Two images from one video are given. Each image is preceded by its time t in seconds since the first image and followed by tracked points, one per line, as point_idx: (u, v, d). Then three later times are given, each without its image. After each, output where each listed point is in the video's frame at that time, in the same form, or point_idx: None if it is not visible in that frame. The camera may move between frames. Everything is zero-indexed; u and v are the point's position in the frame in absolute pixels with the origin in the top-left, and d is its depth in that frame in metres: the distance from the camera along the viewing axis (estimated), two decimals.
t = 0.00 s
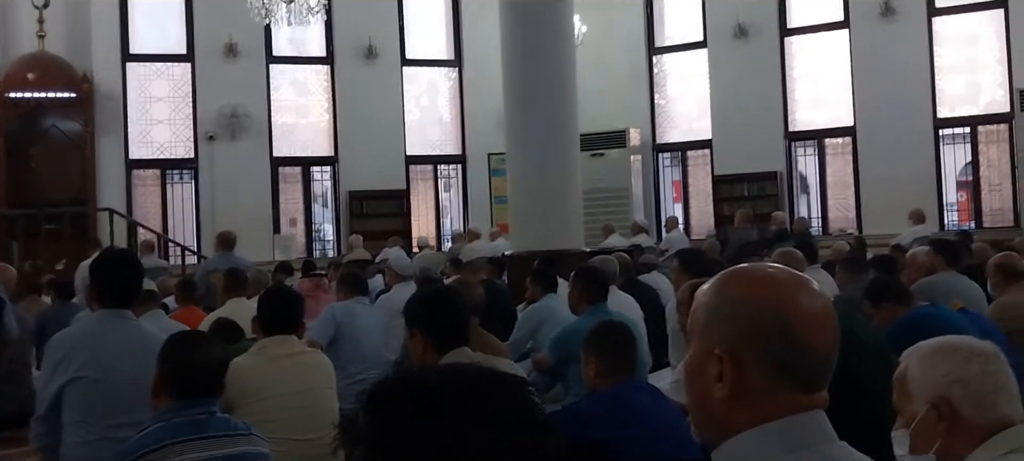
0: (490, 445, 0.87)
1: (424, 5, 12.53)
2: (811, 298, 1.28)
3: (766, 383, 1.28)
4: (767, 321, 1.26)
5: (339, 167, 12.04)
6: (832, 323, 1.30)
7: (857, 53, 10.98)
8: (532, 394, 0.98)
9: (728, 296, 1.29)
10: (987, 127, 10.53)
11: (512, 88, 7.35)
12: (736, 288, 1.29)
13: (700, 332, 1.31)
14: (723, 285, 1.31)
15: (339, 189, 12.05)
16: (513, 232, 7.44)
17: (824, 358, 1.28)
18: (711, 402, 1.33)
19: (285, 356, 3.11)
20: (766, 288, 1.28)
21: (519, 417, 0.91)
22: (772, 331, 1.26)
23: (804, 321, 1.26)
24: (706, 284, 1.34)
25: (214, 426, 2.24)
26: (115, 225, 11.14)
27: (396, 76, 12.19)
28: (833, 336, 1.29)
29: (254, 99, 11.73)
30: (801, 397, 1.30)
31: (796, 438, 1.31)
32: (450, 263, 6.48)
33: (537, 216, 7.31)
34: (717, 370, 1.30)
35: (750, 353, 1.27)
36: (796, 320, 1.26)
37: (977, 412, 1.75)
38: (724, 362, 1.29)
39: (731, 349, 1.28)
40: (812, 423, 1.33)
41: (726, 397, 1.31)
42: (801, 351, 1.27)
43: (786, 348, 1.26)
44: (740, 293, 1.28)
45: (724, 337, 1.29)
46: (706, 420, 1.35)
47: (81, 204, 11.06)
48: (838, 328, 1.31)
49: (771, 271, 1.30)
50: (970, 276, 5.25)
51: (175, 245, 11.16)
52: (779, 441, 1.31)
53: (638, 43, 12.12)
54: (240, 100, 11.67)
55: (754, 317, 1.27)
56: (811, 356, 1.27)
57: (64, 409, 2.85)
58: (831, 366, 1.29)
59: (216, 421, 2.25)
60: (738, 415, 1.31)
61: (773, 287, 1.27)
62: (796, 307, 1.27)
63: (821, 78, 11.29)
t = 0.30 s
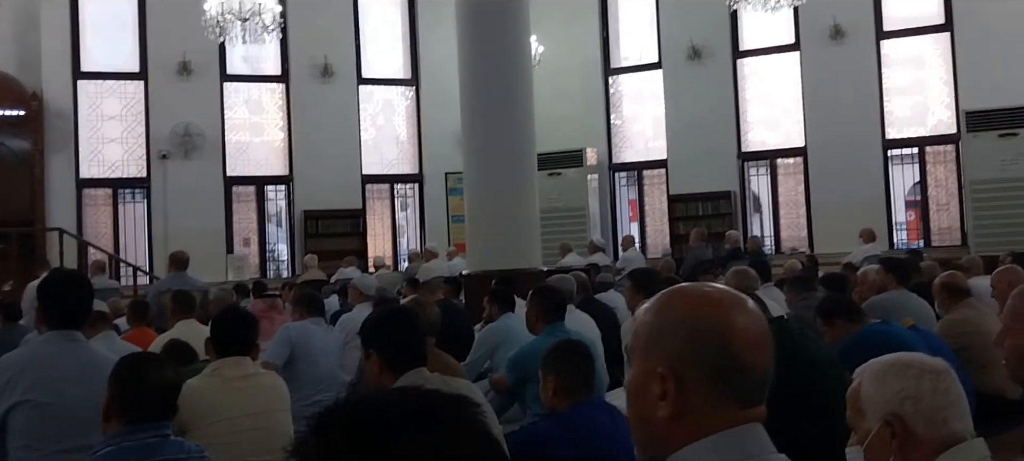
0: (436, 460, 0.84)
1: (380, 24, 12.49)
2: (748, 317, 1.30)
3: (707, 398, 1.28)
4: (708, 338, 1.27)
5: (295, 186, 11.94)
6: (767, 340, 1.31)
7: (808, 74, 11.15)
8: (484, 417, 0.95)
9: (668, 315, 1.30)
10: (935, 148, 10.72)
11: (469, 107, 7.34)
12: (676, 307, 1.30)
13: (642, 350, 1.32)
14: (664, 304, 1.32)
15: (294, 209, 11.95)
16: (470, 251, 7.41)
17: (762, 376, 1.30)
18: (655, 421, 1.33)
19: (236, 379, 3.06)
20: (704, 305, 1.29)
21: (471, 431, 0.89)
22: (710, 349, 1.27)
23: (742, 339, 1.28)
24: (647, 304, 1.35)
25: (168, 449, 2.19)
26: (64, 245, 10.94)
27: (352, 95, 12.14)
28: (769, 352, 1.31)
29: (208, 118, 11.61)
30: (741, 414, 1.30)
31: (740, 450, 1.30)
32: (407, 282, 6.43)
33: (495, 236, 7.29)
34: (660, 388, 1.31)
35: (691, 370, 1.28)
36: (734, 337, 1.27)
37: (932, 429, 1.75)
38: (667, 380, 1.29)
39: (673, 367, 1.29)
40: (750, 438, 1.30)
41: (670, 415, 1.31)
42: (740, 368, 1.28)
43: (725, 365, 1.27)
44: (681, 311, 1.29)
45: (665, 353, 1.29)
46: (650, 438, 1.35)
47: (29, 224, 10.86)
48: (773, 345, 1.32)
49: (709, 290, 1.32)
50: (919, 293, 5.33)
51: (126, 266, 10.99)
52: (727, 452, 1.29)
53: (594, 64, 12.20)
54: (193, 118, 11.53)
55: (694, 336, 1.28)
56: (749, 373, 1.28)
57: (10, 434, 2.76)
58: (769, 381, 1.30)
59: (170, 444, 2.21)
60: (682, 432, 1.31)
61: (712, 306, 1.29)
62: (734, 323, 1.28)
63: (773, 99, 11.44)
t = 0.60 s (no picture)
0: None
1: (358, 31, 12.46)
2: (692, 324, 1.31)
3: (654, 402, 1.29)
4: (653, 347, 1.28)
5: (271, 194, 11.88)
6: (710, 347, 1.33)
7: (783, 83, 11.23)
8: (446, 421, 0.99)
9: (616, 325, 1.30)
10: (909, 156, 10.82)
11: (447, 115, 7.34)
12: (623, 316, 1.30)
13: (591, 360, 1.31)
14: (611, 314, 1.32)
15: (270, 216, 11.89)
16: (448, 259, 7.40)
17: (706, 381, 1.31)
18: (605, 428, 1.33)
19: (211, 388, 3.03)
20: (649, 314, 1.30)
21: (436, 436, 0.93)
22: (657, 356, 1.28)
23: (687, 346, 1.29)
24: (595, 314, 1.35)
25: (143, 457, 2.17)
26: (38, 253, 10.84)
27: (329, 101, 12.11)
28: (712, 358, 1.32)
29: (184, 126, 11.55)
30: (686, 418, 1.31)
31: (685, 451, 1.31)
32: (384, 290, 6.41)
33: (473, 244, 7.28)
34: (610, 395, 1.30)
35: (639, 378, 1.28)
36: (678, 343, 1.28)
37: (906, 435, 1.77)
38: (617, 387, 1.29)
39: (622, 375, 1.29)
40: (694, 438, 1.32)
41: (620, 422, 1.31)
42: (685, 374, 1.29)
43: (671, 372, 1.28)
44: (628, 320, 1.30)
45: (613, 360, 1.29)
46: (599, 444, 1.35)
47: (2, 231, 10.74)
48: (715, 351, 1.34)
49: (654, 300, 1.32)
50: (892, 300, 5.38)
51: (101, 274, 10.90)
52: (673, 450, 1.30)
53: (571, 72, 12.25)
54: (169, 125, 11.46)
55: (640, 344, 1.28)
56: (694, 380, 1.30)
57: None
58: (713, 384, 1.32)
59: (144, 453, 2.18)
60: (632, 437, 1.31)
61: (657, 315, 1.29)
62: (678, 331, 1.29)
63: (749, 107, 11.52)
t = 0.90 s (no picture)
0: None
1: (331, 39, 12.41)
2: (643, 334, 1.32)
3: (609, 411, 1.29)
4: (607, 356, 1.29)
5: (243, 203, 11.80)
6: (661, 354, 1.34)
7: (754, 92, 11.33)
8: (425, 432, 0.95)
9: (570, 336, 1.31)
10: (878, 163, 10.91)
11: (420, 123, 7.33)
12: (575, 328, 1.31)
13: (546, 373, 1.32)
14: (563, 327, 1.33)
15: (242, 225, 11.80)
16: (422, 267, 7.38)
17: (657, 388, 1.32)
18: (562, 440, 1.33)
19: (181, 399, 3.01)
20: (601, 324, 1.31)
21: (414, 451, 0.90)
22: (609, 366, 1.28)
23: (639, 355, 1.30)
24: (548, 327, 1.36)
25: None
26: (5, 263, 10.69)
27: (302, 109, 12.05)
28: (664, 365, 1.33)
29: (155, 134, 11.46)
30: (639, 424, 1.32)
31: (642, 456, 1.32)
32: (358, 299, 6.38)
33: (447, 252, 7.26)
34: (565, 407, 1.31)
35: (593, 388, 1.29)
36: (629, 352, 1.29)
37: (874, 440, 1.77)
38: (572, 398, 1.30)
39: (576, 386, 1.29)
40: (649, 444, 1.33)
41: (576, 432, 1.31)
42: (638, 381, 1.30)
43: (625, 380, 1.29)
44: (580, 332, 1.31)
45: (567, 371, 1.30)
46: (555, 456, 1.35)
47: None
48: (666, 359, 1.35)
49: (605, 311, 1.34)
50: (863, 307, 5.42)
51: (70, 284, 10.77)
52: (630, 453, 1.31)
53: (545, 81, 12.30)
54: (139, 134, 11.36)
55: (593, 354, 1.29)
56: (645, 387, 1.31)
57: None
58: (664, 392, 1.33)
59: None
60: (588, 446, 1.31)
61: (609, 325, 1.30)
62: (630, 340, 1.30)
63: (721, 115, 11.60)
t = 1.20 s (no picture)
0: None
1: (306, 45, 12.34)
2: (624, 337, 1.32)
3: (589, 416, 1.30)
4: (586, 360, 1.29)
5: (217, 209, 11.71)
6: (642, 359, 1.34)
7: (729, 98, 11.41)
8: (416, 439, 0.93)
9: (550, 340, 1.31)
10: (851, 169, 10.99)
11: (396, 128, 7.32)
12: (556, 333, 1.31)
13: (526, 378, 1.32)
14: (544, 332, 1.33)
15: (216, 232, 11.71)
16: (397, 273, 7.36)
17: (639, 392, 1.32)
18: (543, 445, 1.33)
19: (153, 405, 2.98)
20: (582, 329, 1.31)
21: None
22: (590, 372, 1.29)
23: (619, 359, 1.30)
24: (528, 331, 1.36)
25: None
26: None
27: (277, 114, 11.99)
28: (645, 370, 1.34)
29: (129, 139, 11.37)
30: (621, 429, 1.32)
31: None
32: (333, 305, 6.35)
33: (423, 258, 7.25)
34: (546, 412, 1.31)
35: (573, 392, 1.29)
36: (610, 357, 1.29)
37: (850, 444, 1.80)
38: (553, 403, 1.30)
39: (557, 391, 1.30)
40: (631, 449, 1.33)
41: (557, 438, 1.31)
42: (618, 386, 1.30)
43: (605, 384, 1.29)
44: (561, 337, 1.31)
45: (548, 377, 1.30)
46: None
47: None
48: (647, 363, 1.36)
49: (585, 315, 1.34)
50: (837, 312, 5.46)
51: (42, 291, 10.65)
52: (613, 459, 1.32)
53: (521, 87, 12.33)
54: (113, 139, 11.27)
55: (572, 359, 1.29)
56: (627, 390, 1.31)
57: None
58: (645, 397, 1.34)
59: None
60: (569, 452, 1.31)
61: (589, 329, 1.31)
62: (610, 345, 1.30)
63: (696, 121, 11.66)
